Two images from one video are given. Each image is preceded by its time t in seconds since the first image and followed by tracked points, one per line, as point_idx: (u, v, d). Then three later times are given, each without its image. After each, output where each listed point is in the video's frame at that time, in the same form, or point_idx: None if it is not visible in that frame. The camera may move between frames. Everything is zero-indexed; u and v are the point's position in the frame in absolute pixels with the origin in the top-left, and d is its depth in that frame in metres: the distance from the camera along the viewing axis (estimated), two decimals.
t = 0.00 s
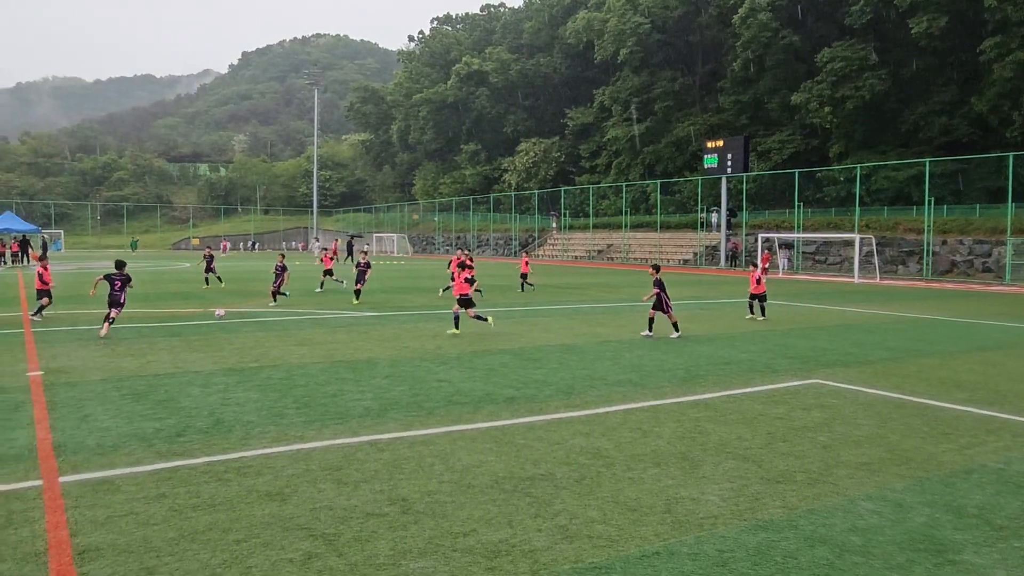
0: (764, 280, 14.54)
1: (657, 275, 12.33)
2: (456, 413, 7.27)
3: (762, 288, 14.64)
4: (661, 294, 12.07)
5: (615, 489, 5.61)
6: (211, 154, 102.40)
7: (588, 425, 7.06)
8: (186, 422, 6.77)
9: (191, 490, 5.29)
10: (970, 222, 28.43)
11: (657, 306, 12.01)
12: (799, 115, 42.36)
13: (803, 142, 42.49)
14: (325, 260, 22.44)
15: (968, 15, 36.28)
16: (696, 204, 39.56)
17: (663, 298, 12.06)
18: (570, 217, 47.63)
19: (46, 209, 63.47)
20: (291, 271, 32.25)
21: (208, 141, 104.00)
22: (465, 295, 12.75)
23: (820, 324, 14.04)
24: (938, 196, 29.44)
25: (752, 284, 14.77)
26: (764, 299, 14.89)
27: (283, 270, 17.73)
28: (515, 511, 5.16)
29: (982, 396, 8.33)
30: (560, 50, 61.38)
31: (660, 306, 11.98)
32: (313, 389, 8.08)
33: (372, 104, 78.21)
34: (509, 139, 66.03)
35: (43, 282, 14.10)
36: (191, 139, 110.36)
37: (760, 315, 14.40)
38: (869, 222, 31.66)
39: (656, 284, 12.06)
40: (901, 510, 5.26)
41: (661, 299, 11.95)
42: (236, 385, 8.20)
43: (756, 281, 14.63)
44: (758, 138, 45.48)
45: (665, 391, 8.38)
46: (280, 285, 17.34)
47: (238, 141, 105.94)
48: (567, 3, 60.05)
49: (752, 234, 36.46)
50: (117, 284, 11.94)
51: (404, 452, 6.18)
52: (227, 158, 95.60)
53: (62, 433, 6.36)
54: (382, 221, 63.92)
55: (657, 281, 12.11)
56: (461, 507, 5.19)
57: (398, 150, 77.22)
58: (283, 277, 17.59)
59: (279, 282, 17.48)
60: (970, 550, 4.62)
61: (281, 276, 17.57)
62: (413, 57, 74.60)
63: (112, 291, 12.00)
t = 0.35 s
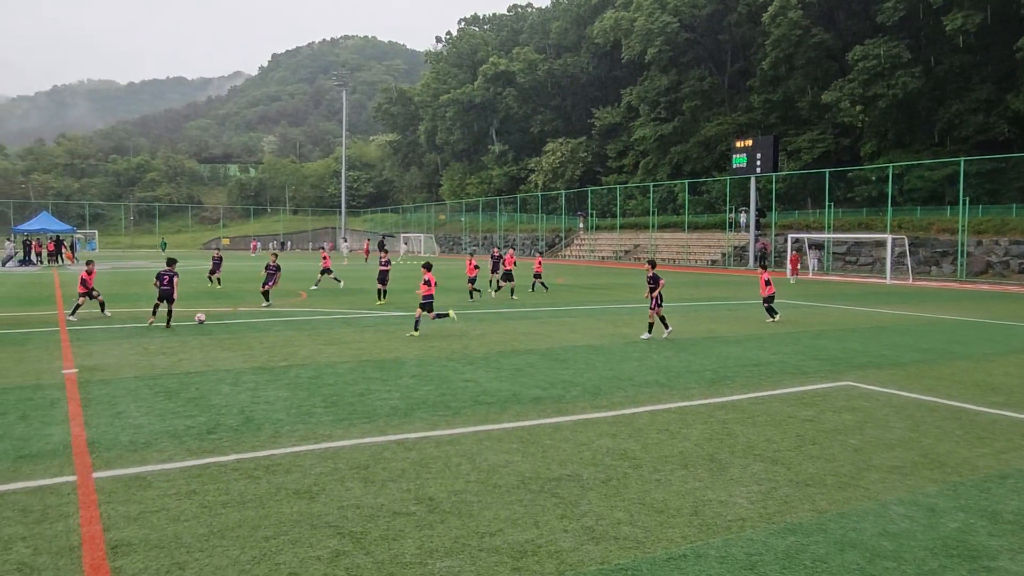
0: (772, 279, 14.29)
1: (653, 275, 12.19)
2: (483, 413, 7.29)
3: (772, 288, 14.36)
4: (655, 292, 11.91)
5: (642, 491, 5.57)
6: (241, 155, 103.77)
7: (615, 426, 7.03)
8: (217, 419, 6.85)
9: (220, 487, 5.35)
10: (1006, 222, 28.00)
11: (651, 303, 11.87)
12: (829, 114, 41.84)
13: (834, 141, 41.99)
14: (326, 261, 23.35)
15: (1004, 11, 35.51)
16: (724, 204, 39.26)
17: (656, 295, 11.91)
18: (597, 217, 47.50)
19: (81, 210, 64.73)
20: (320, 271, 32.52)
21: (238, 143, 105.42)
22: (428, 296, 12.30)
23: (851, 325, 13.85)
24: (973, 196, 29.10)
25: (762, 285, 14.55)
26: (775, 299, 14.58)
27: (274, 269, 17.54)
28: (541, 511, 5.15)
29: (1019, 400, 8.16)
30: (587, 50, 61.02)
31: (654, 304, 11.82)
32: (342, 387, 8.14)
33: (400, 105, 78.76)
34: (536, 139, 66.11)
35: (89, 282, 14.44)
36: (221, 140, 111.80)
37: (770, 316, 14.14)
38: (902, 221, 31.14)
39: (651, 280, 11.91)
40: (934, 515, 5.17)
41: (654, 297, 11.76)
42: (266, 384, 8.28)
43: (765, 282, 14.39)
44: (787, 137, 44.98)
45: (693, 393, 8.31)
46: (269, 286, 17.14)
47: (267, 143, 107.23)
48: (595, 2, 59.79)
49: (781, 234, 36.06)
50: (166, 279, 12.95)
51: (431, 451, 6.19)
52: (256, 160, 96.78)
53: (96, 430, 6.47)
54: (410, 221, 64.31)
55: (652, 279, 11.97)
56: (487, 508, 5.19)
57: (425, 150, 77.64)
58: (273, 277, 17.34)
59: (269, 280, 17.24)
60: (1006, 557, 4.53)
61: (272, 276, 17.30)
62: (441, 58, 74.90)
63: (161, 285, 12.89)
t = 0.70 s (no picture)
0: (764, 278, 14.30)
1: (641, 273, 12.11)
2: (496, 414, 7.28)
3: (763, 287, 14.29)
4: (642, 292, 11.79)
5: (655, 492, 5.54)
6: (256, 156, 104.38)
7: (628, 426, 7.01)
8: (231, 418, 6.88)
9: (234, 487, 5.37)
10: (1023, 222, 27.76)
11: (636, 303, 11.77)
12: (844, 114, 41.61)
13: (849, 141, 41.76)
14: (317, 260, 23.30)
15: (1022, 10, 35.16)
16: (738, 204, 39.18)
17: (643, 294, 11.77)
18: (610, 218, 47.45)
19: (97, 210, 65.27)
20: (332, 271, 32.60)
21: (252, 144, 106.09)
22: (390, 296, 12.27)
23: (866, 326, 13.78)
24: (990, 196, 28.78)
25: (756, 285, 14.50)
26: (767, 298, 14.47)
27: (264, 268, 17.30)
28: (554, 512, 5.15)
29: None
30: (600, 50, 60.82)
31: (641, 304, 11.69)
32: (356, 388, 8.16)
33: (414, 106, 78.94)
34: (549, 139, 66.20)
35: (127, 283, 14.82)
36: (235, 142, 112.46)
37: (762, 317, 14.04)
38: (917, 222, 30.86)
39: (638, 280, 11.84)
40: (950, 518, 5.12)
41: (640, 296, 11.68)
42: (280, 383, 8.31)
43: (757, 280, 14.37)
44: (801, 138, 44.79)
45: (707, 393, 8.28)
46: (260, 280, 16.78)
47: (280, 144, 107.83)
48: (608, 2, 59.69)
49: (795, 234, 35.88)
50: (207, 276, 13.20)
51: (444, 451, 6.19)
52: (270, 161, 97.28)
53: (111, 429, 6.51)
54: (423, 222, 64.46)
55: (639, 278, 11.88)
56: (499, 508, 5.19)
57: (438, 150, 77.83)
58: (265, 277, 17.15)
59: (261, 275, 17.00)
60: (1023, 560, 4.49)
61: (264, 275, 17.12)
62: (454, 58, 75.03)
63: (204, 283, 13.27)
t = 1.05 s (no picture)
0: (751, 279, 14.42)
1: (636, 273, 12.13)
2: (501, 414, 7.28)
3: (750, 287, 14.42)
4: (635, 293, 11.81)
5: (660, 493, 5.53)
6: (262, 156, 104.62)
7: (633, 427, 7.00)
8: (236, 418, 6.90)
9: (240, 486, 5.37)
10: None
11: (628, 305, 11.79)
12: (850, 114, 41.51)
13: (855, 142, 41.65)
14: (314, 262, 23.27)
15: None
16: (743, 205, 39.13)
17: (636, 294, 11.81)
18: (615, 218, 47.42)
19: (103, 211, 65.53)
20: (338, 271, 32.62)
21: (258, 144, 106.54)
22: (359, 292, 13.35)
23: (873, 327, 13.77)
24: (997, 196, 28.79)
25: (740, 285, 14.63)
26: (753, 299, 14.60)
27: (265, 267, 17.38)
28: (559, 513, 5.14)
29: None
30: (606, 50, 60.34)
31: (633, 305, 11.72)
32: (362, 387, 8.17)
33: (420, 106, 78.96)
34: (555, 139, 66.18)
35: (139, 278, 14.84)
36: (240, 142, 112.69)
37: (750, 317, 14.13)
38: (923, 222, 30.84)
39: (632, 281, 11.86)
40: (956, 519, 5.10)
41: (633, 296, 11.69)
42: (286, 383, 8.33)
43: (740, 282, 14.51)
44: (806, 138, 44.68)
45: (712, 394, 8.27)
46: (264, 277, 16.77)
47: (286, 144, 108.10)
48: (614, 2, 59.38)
49: (800, 235, 35.83)
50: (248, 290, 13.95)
51: (449, 452, 6.19)
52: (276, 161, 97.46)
53: (117, 428, 6.52)
54: (429, 222, 64.50)
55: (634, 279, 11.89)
56: (505, 508, 5.20)
57: (444, 151, 77.82)
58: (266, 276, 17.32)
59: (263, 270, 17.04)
60: None
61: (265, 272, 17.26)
62: (460, 58, 74.98)
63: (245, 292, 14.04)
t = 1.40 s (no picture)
0: (745, 278, 14.38)
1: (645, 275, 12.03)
2: (504, 414, 7.27)
3: (744, 287, 14.46)
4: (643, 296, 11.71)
5: (663, 493, 5.53)
6: (265, 156, 104.72)
7: (636, 427, 7.00)
8: (239, 418, 6.91)
9: (242, 486, 5.38)
10: None
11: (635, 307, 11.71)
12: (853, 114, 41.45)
13: (858, 141, 41.60)
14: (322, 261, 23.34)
15: None
16: (747, 205, 39.07)
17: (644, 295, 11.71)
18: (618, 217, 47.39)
19: (107, 211, 65.52)
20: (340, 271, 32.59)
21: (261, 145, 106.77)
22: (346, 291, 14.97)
23: (876, 327, 13.75)
24: (1000, 196, 28.89)
25: (733, 284, 14.65)
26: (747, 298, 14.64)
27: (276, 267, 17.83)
28: (562, 513, 5.14)
29: None
30: (609, 50, 60.34)
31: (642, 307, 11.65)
32: (365, 387, 8.17)
33: (422, 106, 79.03)
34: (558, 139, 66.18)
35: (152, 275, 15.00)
36: (243, 142, 112.80)
37: (742, 318, 14.22)
38: (927, 222, 30.68)
39: (640, 282, 11.75)
40: (960, 520, 5.09)
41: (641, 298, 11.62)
42: (289, 383, 8.33)
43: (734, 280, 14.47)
44: (810, 138, 44.63)
45: (714, 394, 8.26)
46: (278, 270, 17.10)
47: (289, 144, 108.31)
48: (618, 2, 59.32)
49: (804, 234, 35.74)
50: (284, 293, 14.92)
51: (452, 451, 6.19)
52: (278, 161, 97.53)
53: (121, 428, 6.53)
54: (432, 222, 64.49)
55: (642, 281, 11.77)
56: (508, 508, 5.21)
57: (447, 151, 77.79)
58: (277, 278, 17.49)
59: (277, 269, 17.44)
60: None
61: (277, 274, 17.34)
62: (463, 58, 75.00)
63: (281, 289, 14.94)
